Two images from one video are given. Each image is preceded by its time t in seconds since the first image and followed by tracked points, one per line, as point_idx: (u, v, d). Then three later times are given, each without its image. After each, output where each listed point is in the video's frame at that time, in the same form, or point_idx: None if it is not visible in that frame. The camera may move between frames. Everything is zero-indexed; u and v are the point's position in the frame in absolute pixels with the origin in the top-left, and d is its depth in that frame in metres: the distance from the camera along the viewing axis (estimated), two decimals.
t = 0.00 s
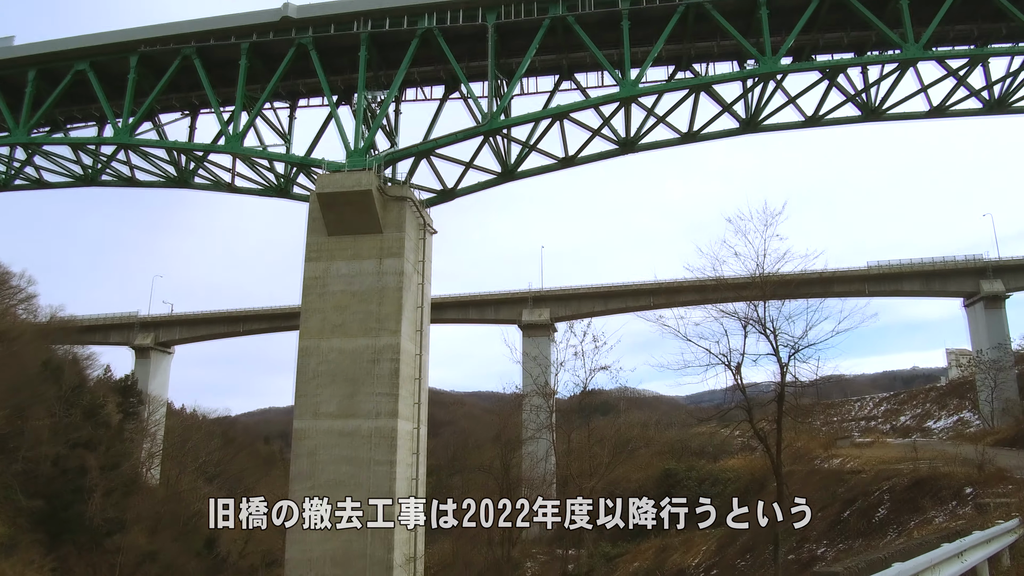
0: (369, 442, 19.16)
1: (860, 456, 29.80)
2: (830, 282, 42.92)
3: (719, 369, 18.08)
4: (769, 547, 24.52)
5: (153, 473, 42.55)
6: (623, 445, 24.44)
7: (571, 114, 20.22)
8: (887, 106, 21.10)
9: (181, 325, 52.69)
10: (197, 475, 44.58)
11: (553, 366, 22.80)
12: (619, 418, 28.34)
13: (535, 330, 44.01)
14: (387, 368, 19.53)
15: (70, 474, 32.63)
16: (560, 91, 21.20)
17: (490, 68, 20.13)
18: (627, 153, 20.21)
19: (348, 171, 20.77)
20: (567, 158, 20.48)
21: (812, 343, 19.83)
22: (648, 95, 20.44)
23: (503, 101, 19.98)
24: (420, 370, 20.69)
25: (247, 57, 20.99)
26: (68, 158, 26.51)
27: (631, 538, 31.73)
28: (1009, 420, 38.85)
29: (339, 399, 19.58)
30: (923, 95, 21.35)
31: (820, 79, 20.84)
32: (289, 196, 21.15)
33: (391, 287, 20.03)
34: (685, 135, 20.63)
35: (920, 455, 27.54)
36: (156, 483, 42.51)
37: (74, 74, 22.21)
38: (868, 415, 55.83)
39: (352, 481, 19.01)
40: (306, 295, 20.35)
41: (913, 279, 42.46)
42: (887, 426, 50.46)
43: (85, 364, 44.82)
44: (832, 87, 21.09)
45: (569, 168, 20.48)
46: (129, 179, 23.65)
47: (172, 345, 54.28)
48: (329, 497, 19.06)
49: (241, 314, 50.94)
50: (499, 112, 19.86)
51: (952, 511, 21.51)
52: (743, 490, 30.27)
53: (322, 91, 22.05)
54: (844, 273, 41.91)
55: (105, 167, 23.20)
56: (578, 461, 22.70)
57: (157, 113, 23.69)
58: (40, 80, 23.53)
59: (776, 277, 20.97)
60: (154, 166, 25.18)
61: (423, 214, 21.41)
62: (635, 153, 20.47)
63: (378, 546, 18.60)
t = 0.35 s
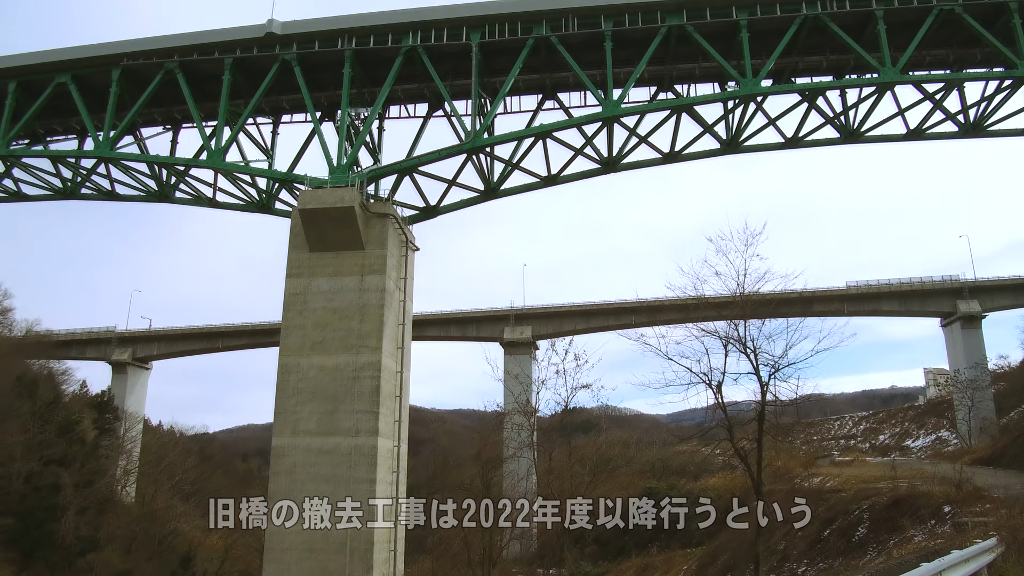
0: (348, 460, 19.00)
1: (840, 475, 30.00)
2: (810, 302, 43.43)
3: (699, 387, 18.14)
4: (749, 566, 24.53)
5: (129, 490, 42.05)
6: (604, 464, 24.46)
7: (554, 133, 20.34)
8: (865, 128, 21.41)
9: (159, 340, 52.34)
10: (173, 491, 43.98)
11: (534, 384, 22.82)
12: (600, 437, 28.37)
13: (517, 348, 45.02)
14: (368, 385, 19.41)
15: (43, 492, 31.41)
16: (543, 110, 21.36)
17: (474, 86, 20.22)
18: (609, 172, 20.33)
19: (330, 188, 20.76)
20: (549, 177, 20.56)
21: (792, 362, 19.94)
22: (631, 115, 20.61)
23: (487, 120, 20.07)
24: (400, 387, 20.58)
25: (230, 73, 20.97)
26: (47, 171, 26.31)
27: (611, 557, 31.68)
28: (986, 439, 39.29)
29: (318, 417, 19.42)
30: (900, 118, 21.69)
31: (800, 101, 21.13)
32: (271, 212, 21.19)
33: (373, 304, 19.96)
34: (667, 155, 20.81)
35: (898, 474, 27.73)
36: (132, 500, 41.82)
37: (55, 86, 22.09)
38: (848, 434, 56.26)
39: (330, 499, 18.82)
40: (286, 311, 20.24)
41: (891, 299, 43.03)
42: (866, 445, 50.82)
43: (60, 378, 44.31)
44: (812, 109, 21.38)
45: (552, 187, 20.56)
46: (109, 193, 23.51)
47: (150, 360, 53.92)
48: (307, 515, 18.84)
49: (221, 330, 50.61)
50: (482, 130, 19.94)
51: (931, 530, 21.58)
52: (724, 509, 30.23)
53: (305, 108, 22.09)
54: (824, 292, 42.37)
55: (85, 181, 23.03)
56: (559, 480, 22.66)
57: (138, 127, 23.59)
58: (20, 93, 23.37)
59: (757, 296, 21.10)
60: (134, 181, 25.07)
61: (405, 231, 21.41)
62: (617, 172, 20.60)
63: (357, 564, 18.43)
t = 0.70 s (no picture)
0: (328, 474, 18.86)
1: (821, 491, 30.13)
2: (792, 318, 43.86)
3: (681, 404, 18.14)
4: None
5: (106, 504, 41.63)
6: (587, 479, 24.45)
7: (539, 149, 20.45)
8: (845, 147, 21.67)
9: (139, 353, 51.97)
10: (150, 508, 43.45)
11: (517, 400, 22.85)
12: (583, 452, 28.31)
13: (500, 362, 45.28)
14: (350, 400, 19.31)
15: (18, 506, 31.16)
16: (527, 126, 21.52)
17: (459, 102, 20.30)
18: (593, 188, 20.44)
19: (314, 201, 20.75)
20: (533, 193, 20.64)
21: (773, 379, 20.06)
22: (614, 132, 20.77)
23: (471, 135, 20.16)
24: (382, 402, 20.48)
25: (214, 85, 20.95)
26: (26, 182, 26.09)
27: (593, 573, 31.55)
28: (965, 455, 39.31)
29: (299, 431, 19.27)
30: (880, 138, 21.99)
31: (782, 121, 21.36)
32: (254, 225, 21.34)
33: (355, 318, 19.90)
34: (650, 172, 20.96)
35: (879, 489, 27.88)
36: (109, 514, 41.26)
37: (37, 96, 21.95)
38: (829, 450, 56.70)
39: (311, 515, 18.64)
40: (268, 325, 20.12)
41: (872, 316, 43.55)
42: (847, 461, 51.14)
43: (37, 390, 43.81)
44: (794, 128, 21.60)
45: (535, 203, 20.64)
46: (89, 204, 23.35)
47: (129, 373, 53.48)
48: (287, 531, 18.64)
49: (202, 343, 50.29)
50: (466, 145, 20.02)
51: (912, 546, 21.65)
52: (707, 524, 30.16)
53: (290, 121, 22.14)
54: (805, 308, 42.80)
55: (65, 192, 22.89)
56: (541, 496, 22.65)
57: (121, 138, 23.49)
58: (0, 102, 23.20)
59: (739, 313, 21.24)
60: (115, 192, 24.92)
61: (388, 245, 21.41)
62: (601, 189, 20.72)
63: None
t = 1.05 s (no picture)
0: (307, 483, 18.73)
1: (799, 501, 30.34)
2: (772, 330, 44.27)
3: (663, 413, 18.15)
4: None
5: (79, 513, 41.46)
6: (567, 489, 24.47)
7: (522, 159, 20.52)
8: (825, 161, 21.91)
9: (116, 360, 51.49)
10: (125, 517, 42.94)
11: (497, 409, 22.88)
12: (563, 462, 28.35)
13: (481, 372, 45.44)
14: (329, 409, 19.20)
15: None
16: (511, 136, 21.63)
17: (443, 111, 20.33)
18: (575, 199, 20.52)
19: (295, 209, 20.70)
20: (516, 202, 20.69)
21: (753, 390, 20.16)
22: (597, 143, 20.88)
23: (454, 145, 20.18)
24: (362, 412, 20.37)
25: (197, 91, 20.85)
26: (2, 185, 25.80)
27: None
28: (942, 466, 39.41)
29: (278, 440, 19.13)
30: (859, 152, 22.24)
31: (763, 134, 21.56)
32: (235, 232, 21.69)
33: (336, 326, 19.82)
34: (632, 183, 21.07)
35: (857, 500, 28.07)
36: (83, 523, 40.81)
37: (16, 100, 21.74)
38: (807, 460, 57.20)
39: (289, 524, 18.48)
40: (248, 333, 19.98)
41: (851, 328, 44.08)
42: (826, 471, 51.56)
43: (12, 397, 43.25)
44: (774, 141, 21.81)
45: (518, 212, 20.69)
46: (68, 209, 23.16)
47: (105, 380, 52.91)
48: (265, 541, 18.47)
49: (180, 350, 49.93)
50: (450, 154, 20.05)
51: (890, 556, 21.77)
52: (686, 534, 30.20)
53: (272, 128, 22.11)
54: (786, 320, 43.19)
55: (44, 197, 22.67)
56: (521, 505, 22.61)
57: (101, 143, 23.32)
58: None
59: (719, 324, 21.37)
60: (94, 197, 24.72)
61: (370, 254, 21.37)
62: (583, 199, 20.80)
63: None
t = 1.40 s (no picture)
0: (279, 489, 18.57)
1: (771, 508, 30.63)
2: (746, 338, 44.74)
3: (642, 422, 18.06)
4: None
5: (44, 519, 41.45)
6: (541, 495, 24.51)
7: (500, 166, 20.56)
8: (800, 172, 22.18)
9: (85, 363, 50.81)
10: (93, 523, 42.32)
11: (473, 415, 22.92)
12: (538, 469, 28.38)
13: (456, 378, 45.52)
14: (303, 414, 19.07)
15: None
16: (489, 143, 21.75)
17: (421, 116, 20.31)
18: (553, 207, 20.59)
19: (271, 212, 20.59)
20: (493, 209, 20.72)
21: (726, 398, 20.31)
22: (575, 151, 20.97)
23: (432, 150, 20.18)
24: (336, 417, 20.26)
25: (172, 92, 20.67)
26: None
27: None
28: (912, 474, 39.93)
29: (250, 445, 18.95)
30: (833, 164, 22.52)
31: (739, 144, 21.77)
32: (209, 235, 21.92)
33: (311, 330, 19.72)
34: (610, 192, 21.17)
35: (828, 507, 28.38)
36: (49, 528, 40.59)
37: None
38: (779, 468, 57.83)
39: (261, 530, 18.31)
40: (221, 336, 19.79)
41: (823, 337, 44.68)
42: (798, 479, 52.17)
43: None
44: (751, 152, 22.04)
45: (495, 219, 20.72)
46: (38, 209, 22.84)
47: (74, 382, 52.12)
48: (235, 547, 18.29)
49: (152, 353, 49.41)
50: (428, 160, 20.04)
51: (860, 563, 21.99)
52: (659, 541, 30.35)
53: (249, 130, 22.05)
54: (759, 328, 43.70)
55: (13, 196, 22.30)
56: (494, 512, 22.62)
57: (74, 142, 23.05)
58: None
59: (694, 332, 21.53)
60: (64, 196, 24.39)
61: (346, 258, 21.30)
62: (561, 207, 20.88)
63: None
